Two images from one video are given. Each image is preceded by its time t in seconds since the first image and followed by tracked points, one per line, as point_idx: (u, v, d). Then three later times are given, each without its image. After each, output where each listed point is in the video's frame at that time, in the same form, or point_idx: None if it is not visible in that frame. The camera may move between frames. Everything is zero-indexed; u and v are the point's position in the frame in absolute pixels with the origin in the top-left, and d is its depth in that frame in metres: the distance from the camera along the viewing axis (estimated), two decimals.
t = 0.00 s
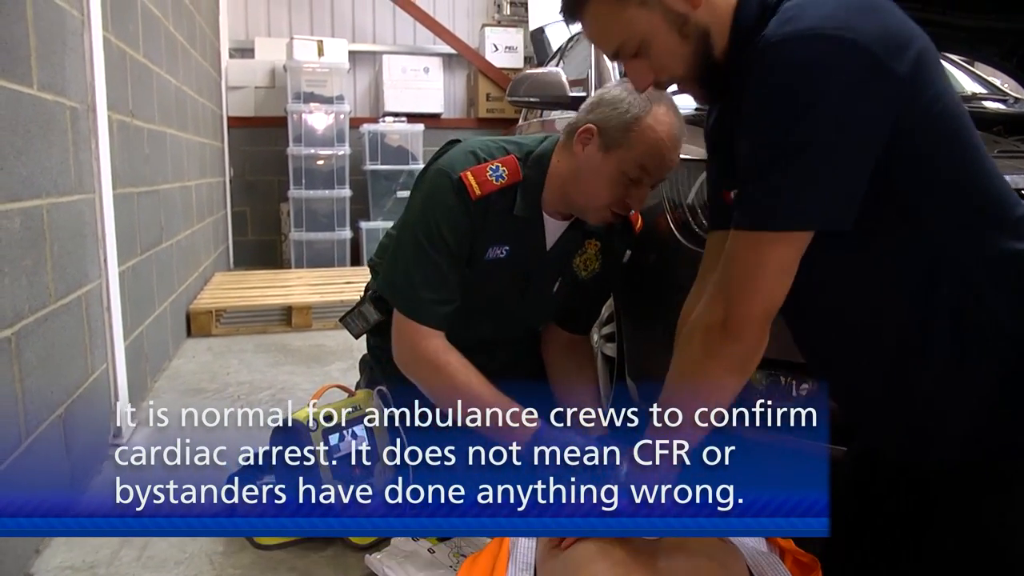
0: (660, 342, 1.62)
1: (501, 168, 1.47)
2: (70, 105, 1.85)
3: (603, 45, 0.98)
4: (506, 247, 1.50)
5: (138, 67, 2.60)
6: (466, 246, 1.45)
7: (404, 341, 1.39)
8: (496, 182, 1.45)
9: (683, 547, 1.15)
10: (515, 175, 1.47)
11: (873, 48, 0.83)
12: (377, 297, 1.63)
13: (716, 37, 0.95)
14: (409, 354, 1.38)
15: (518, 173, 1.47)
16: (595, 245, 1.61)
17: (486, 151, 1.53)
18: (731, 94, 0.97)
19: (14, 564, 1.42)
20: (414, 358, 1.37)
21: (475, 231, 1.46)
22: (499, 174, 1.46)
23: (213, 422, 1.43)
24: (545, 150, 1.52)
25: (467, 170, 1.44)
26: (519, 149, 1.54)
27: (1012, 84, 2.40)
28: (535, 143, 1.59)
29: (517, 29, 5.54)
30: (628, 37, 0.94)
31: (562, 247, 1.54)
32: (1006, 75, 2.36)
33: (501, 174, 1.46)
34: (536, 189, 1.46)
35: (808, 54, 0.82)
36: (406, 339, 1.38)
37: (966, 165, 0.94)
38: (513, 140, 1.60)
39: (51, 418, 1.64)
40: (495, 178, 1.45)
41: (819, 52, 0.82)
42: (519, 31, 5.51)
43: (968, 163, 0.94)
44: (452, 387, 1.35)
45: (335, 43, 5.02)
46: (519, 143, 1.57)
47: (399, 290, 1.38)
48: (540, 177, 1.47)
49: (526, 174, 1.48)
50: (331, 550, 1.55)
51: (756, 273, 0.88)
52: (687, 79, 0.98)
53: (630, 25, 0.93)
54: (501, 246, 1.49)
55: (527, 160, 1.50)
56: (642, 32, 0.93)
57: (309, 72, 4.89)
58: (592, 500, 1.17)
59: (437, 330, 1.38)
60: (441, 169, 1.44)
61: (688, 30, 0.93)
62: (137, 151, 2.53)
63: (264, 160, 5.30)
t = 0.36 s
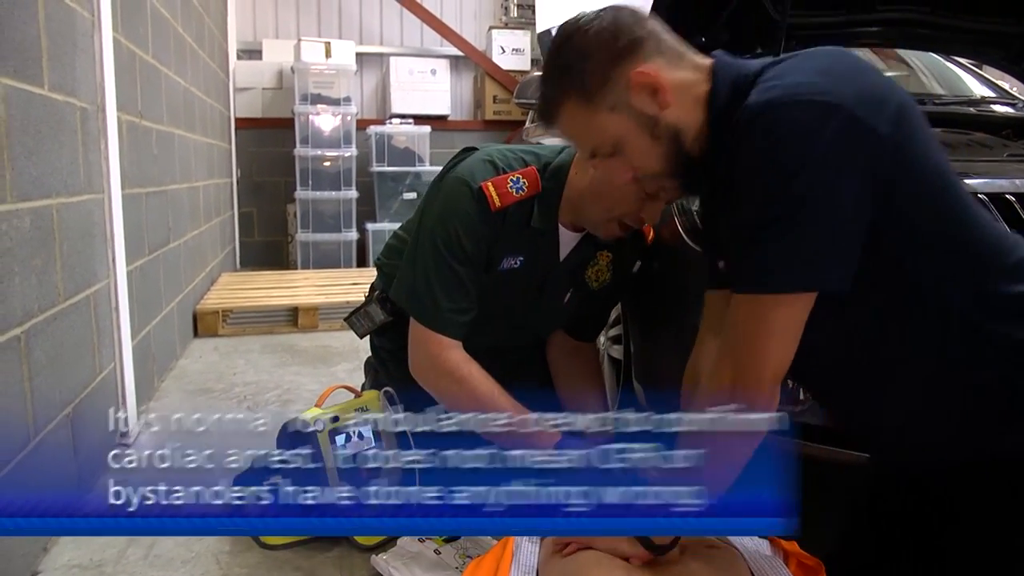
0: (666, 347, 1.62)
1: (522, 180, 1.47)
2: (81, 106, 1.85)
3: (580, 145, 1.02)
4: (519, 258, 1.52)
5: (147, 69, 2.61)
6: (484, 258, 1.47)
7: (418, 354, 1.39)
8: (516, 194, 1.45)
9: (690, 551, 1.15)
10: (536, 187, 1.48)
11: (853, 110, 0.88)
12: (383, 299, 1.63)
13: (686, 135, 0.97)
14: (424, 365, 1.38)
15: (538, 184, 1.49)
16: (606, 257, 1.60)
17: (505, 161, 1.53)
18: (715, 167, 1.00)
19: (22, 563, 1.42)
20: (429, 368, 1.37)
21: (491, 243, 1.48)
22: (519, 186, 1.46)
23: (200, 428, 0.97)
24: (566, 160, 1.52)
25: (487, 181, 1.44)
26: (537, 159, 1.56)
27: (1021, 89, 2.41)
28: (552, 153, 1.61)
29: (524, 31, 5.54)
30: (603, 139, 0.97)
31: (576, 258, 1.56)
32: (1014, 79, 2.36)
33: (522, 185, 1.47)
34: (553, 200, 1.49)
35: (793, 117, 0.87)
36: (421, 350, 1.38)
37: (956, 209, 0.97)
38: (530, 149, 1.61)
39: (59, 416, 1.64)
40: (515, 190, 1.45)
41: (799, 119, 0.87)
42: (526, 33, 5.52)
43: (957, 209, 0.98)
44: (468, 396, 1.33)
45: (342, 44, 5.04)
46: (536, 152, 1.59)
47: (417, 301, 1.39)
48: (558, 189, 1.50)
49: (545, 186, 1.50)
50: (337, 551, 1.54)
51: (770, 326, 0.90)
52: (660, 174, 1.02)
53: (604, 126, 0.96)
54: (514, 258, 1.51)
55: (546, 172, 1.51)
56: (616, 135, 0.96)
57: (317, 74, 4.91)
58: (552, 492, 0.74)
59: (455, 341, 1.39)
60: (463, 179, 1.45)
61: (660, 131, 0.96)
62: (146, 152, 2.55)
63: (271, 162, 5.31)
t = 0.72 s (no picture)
0: (665, 353, 1.62)
1: (526, 193, 1.51)
2: (82, 108, 1.86)
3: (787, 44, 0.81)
4: (519, 270, 1.56)
5: (149, 71, 2.62)
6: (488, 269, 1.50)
7: (422, 370, 1.42)
8: (519, 208, 1.50)
9: (690, 557, 1.14)
10: (538, 201, 1.53)
11: None
12: (383, 302, 1.64)
13: (909, 68, 0.80)
14: (427, 380, 1.41)
15: (541, 198, 1.53)
16: (608, 269, 1.61)
17: (508, 173, 1.57)
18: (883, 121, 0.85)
19: (17, 564, 1.41)
20: (431, 384, 1.40)
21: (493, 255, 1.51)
22: (523, 200, 1.50)
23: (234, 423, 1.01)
24: (568, 175, 1.57)
25: (491, 194, 1.48)
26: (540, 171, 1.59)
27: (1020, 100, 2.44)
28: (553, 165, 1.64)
29: (524, 37, 5.56)
30: (826, 38, 0.77)
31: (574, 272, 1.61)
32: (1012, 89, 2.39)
33: (526, 199, 1.51)
34: (555, 213, 1.54)
35: None
36: (424, 367, 1.41)
37: None
38: (533, 159, 1.65)
39: (56, 417, 1.63)
40: (519, 204, 1.50)
41: None
42: (526, 39, 5.54)
43: None
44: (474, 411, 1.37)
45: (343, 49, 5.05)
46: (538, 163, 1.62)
47: (419, 309, 1.41)
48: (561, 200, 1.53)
49: (546, 200, 1.54)
50: (333, 555, 1.53)
51: (948, 326, 0.72)
52: (862, 105, 0.83)
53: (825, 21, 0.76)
54: (514, 270, 1.56)
55: (549, 185, 1.55)
56: (841, 37, 0.76)
57: (317, 77, 4.91)
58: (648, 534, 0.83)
59: (457, 352, 1.41)
60: (467, 193, 1.48)
61: (887, 50, 0.78)
62: (146, 154, 2.55)
63: (270, 165, 5.32)
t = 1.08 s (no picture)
0: (655, 345, 1.63)
1: (514, 212, 1.48)
2: (68, 104, 1.85)
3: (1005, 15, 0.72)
4: (508, 285, 1.54)
5: (135, 68, 2.60)
6: (476, 286, 1.48)
7: (418, 388, 1.41)
8: (507, 228, 1.47)
9: (679, 544, 1.14)
10: (527, 220, 1.49)
11: None
12: (374, 301, 1.64)
13: None
14: (423, 397, 1.41)
15: (530, 216, 1.50)
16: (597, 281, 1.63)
17: (497, 187, 1.54)
18: None
19: (7, 562, 1.41)
20: (426, 402, 1.40)
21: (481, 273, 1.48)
22: (512, 219, 1.47)
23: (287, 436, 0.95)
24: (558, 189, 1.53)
25: (479, 213, 1.45)
26: (529, 186, 1.56)
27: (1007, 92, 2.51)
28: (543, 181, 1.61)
29: (513, 31, 5.55)
30: None
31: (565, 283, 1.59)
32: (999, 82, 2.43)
33: (515, 218, 1.48)
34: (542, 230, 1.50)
35: None
36: (419, 384, 1.40)
37: None
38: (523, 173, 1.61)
39: (45, 415, 1.63)
40: (508, 224, 1.47)
41: None
42: (515, 33, 5.53)
43: None
44: (470, 423, 1.38)
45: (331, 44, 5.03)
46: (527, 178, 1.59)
47: (410, 330, 1.39)
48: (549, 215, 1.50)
49: (534, 218, 1.51)
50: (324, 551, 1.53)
51: None
52: None
53: None
54: (503, 286, 1.54)
55: (539, 201, 1.52)
56: None
57: (306, 73, 4.89)
58: None
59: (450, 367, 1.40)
60: (455, 209, 1.45)
61: None
62: (134, 150, 2.54)
63: (259, 161, 5.30)
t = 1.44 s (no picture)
0: (650, 336, 1.64)
1: (491, 244, 1.44)
2: (65, 96, 1.85)
3: None
4: (491, 311, 1.52)
5: (132, 60, 2.60)
6: (456, 314, 1.46)
7: (407, 414, 1.43)
8: (483, 261, 1.44)
9: (668, 528, 1.15)
10: (504, 251, 1.46)
11: None
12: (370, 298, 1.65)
13: None
14: (412, 424, 1.43)
15: (507, 247, 1.46)
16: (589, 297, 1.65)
17: (478, 211, 1.50)
18: None
19: (7, 551, 1.42)
20: (416, 426, 1.43)
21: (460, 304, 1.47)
22: (488, 252, 1.44)
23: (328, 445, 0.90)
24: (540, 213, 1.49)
25: (454, 247, 1.42)
26: (513, 208, 1.52)
27: (1005, 82, 2.50)
28: (530, 202, 1.56)
29: (512, 23, 5.54)
30: None
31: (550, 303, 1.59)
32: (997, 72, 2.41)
33: (491, 250, 1.44)
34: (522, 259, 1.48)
35: None
36: (409, 411, 1.42)
37: None
38: (506, 195, 1.57)
39: (44, 406, 1.64)
40: (484, 257, 1.43)
41: None
42: (514, 26, 5.52)
43: None
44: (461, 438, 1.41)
45: (330, 36, 5.02)
46: (513, 199, 1.55)
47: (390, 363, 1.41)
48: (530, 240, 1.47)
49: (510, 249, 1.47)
50: (321, 539, 1.54)
51: None
52: None
53: None
54: (486, 311, 1.52)
55: (515, 230, 1.48)
56: None
57: (304, 65, 4.88)
58: None
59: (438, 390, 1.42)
60: (430, 241, 1.43)
61: None
62: (131, 142, 2.54)
63: (258, 153, 5.30)
